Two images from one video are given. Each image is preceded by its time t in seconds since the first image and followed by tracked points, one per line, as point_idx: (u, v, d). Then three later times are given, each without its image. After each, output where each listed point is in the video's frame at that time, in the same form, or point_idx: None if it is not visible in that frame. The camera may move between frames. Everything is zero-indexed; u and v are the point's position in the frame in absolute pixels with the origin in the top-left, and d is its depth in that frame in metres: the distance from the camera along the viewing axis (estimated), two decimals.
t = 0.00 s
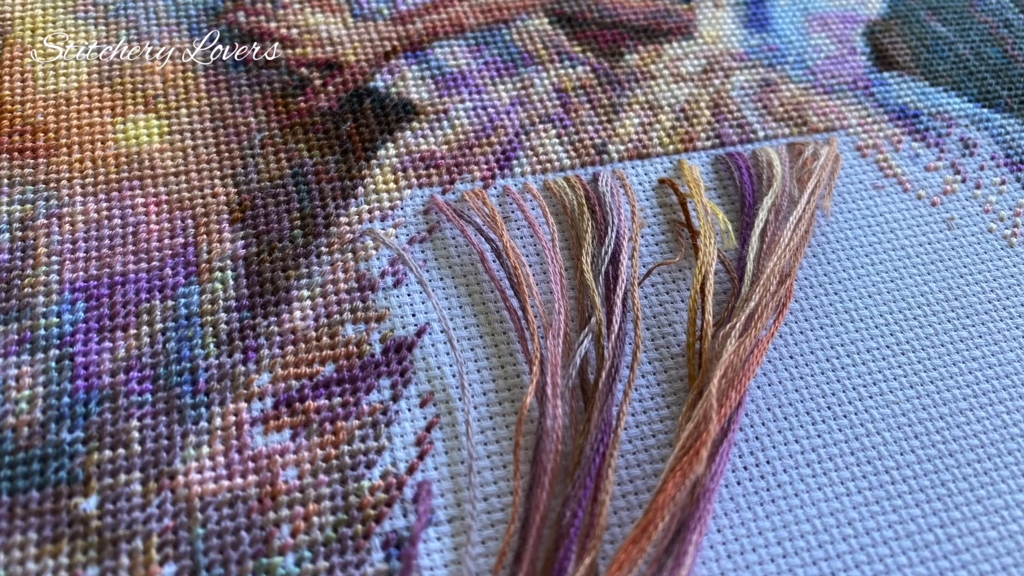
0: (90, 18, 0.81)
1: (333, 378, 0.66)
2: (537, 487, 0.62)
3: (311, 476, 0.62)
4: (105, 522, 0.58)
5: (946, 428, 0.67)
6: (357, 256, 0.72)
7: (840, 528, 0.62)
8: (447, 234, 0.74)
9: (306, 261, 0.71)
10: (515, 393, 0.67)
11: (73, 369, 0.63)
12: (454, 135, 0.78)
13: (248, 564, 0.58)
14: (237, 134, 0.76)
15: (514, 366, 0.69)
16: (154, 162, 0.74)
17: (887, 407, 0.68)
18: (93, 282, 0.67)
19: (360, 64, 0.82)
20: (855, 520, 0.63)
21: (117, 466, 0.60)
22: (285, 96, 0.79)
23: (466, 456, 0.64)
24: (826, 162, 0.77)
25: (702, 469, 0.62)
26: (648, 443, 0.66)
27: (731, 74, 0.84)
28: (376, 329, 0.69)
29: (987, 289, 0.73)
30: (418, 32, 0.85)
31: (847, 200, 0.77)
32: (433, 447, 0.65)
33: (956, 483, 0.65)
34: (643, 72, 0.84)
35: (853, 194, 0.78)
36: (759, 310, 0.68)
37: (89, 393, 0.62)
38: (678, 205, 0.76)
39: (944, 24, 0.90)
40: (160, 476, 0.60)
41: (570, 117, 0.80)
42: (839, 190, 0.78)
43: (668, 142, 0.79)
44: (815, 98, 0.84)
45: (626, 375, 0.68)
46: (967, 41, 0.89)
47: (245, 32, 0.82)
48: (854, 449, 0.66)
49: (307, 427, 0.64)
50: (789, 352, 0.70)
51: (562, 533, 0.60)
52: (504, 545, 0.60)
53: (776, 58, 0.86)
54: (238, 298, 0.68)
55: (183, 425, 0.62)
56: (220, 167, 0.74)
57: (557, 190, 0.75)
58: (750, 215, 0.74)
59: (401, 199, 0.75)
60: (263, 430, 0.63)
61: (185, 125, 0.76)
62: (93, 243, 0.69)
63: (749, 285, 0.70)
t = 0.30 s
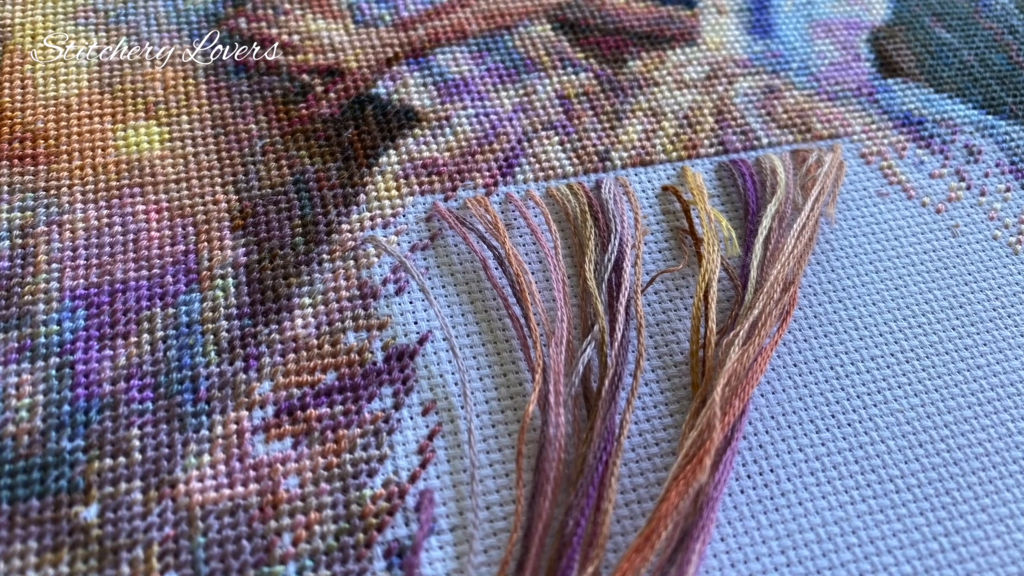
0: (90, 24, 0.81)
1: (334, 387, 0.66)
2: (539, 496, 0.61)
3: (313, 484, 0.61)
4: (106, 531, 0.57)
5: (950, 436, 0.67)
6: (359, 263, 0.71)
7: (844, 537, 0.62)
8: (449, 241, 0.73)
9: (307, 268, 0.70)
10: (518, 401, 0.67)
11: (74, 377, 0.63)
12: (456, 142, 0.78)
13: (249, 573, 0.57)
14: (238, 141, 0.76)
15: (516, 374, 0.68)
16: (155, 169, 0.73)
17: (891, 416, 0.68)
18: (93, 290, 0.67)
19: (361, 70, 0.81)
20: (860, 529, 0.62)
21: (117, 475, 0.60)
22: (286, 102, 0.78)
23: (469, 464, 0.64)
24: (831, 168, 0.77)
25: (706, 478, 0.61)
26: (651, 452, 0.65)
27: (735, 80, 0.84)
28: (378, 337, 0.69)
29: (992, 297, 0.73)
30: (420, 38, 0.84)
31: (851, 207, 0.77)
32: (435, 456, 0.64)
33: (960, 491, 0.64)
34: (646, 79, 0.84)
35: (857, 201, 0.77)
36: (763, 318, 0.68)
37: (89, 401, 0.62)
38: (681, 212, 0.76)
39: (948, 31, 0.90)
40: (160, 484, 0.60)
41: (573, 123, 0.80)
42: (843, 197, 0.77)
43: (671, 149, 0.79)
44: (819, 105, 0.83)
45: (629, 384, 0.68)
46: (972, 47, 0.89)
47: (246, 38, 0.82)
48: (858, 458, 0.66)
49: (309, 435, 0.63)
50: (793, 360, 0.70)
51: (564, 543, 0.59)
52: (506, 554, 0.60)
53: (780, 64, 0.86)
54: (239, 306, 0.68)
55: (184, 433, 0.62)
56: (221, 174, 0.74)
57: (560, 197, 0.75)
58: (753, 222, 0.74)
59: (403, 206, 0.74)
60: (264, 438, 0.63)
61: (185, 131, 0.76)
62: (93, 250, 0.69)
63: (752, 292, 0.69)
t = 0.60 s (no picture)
0: (91, 31, 0.81)
1: (336, 396, 0.65)
2: (542, 506, 0.61)
3: (315, 494, 0.61)
4: (106, 541, 0.57)
5: (956, 445, 0.66)
6: (361, 272, 0.71)
7: (849, 547, 0.62)
8: (452, 249, 0.73)
9: (309, 277, 0.70)
10: (520, 411, 0.67)
11: (74, 386, 0.62)
12: (458, 150, 0.77)
13: None
14: (240, 149, 0.75)
15: (519, 383, 0.68)
16: (156, 177, 0.73)
17: (896, 425, 0.67)
18: (94, 298, 0.67)
19: (364, 78, 0.81)
20: (865, 539, 0.62)
21: (118, 485, 0.59)
22: (288, 110, 0.78)
23: (471, 474, 0.64)
24: (835, 177, 0.76)
25: (710, 487, 0.61)
26: (654, 461, 0.65)
27: (739, 88, 0.84)
28: (380, 346, 0.68)
29: (997, 305, 0.73)
30: (423, 45, 0.84)
31: (856, 216, 0.77)
32: (437, 465, 0.64)
33: (965, 501, 0.64)
34: (649, 86, 0.83)
35: (862, 209, 0.77)
36: (767, 327, 0.67)
37: (90, 410, 0.62)
38: (685, 220, 0.75)
39: (953, 38, 0.90)
40: (161, 494, 0.59)
41: (576, 131, 0.79)
42: (848, 205, 0.77)
43: (675, 156, 0.79)
44: (824, 112, 0.83)
45: (632, 393, 0.67)
46: (977, 55, 0.89)
47: (247, 46, 0.82)
48: (863, 467, 0.65)
49: (310, 444, 0.63)
50: (798, 368, 0.69)
51: (567, 553, 0.59)
52: (509, 564, 0.59)
53: (784, 71, 0.85)
54: (241, 315, 0.67)
55: (185, 442, 0.62)
56: (223, 182, 0.73)
57: (563, 205, 0.74)
58: (757, 231, 0.73)
59: (406, 214, 0.74)
60: (265, 448, 0.62)
61: (186, 139, 0.75)
62: (94, 258, 0.68)
63: (757, 301, 0.69)
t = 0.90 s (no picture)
0: (91, 38, 0.80)
1: (338, 405, 0.65)
2: (545, 516, 0.61)
3: (316, 504, 0.61)
4: (107, 551, 0.57)
5: (961, 455, 0.66)
6: (363, 281, 0.70)
7: (853, 557, 0.61)
8: (454, 258, 0.73)
9: (311, 286, 0.69)
10: (523, 420, 0.66)
11: (74, 396, 0.62)
12: (461, 158, 0.77)
13: None
14: (241, 157, 0.75)
15: (522, 393, 0.67)
16: (157, 185, 0.72)
17: (901, 435, 0.67)
18: (94, 307, 0.66)
19: (366, 85, 0.80)
20: (869, 549, 0.62)
21: (119, 494, 0.59)
22: (290, 118, 0.77)
23: (474, 484, 0.63)
24: (840, 185, 0.76)
25: (714, 497, 0.60)
26: (658, 471, 0.65)
27: (743, 95, 0.83)
28: (382, 355, 0.68)
29: (1003, 315, 0.72)
30: (425, 53, 0.83)
31: (861, 224, 0.76)
32: (440, 475, 0.63)
33: (971, 511, 0.64)
34: (653, 94, 0.83)
35: (867, 218, 0.77)
36: (771, 336, 0.67)
37: (90, 420, 0.61)
38: (689, 229, 0.75)
39: (959, 45, 0.89)
40: (162, 504, 0.59)
41: (579, 139, 0.79)
42: (852, 213, 0.77)
43: (679, 165, 0.78)
44: (828, 120, 0.82)
45: (636, 403, 0.67)
46: (983, 62, 0.88)
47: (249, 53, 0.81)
48: (867, 477, 0.65)
49: (312, 454, 0.63)
50: (802, 378, 0.69)
51: (570, 563, 0.59)
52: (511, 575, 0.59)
53: (789, 79, 0.85)
54: (242, 323, 0.67)
55: (186, 452, 0.61)
56: (224, 190, 0.73)
57: (566, 213, 0.74)
58: (761, 239, 0.73)
59: (408, 222, 0.73)
60: (267, 457, 0.62)
61: (187, 147, 0.75)
62: (94, 267, 0.68)
63: (761, 310, 0.69)
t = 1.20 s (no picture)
0: (92, 46, 0.80)
1: (340, 415, 0.65)
2: (548, 526, 0.60)
3: (318, 514, 0.60)
4: (107, 562, 0.56)
5: (966, 465, 0.66)
6: (365, 290, 0.70)
7: (859, 567, 0.61)
8: (457, 266, 0.72)
9: (312, 295, 0.69)
10: (526, 430, 0.66)
11: (75, 405, 0.62)
12: (464, 166, 0.77)
13: None
14: (242, 165, 0.74)
15: (525, 403, 0.67)
16: (158, 194, 0.72)
17: (906, 444, 0.66)
18: (95, 316, 0.66)
19: (368, 93, 0.80)
20: (875, 559, 0.61)
21: (120, 504, 0.58)
22: (291, 126, 0.77)
23: (477, 494, 0.63)
24: (845, 193, 0.75)
25: (718, 507, 0.60)
26: (662, 481, 0.64)
27: (747, 103, 0.83)
28: (384, 364, 0.67)
29: (1009, 324, 0.72)
30: (427, 60, 0.83)
31: (865, 233, 0.76)
32: (442, 485, 0.63)
33: (976, 521, 0.63)
34: (656, 102, 0.82)
35: (872, 226, 0.76)
36: (776, 345, 0.67)
37: (91, 430, 0.61)
38: (693, 237, 0.74)
39: (964, 53, 0.89)
40: (163, 514, 0.58)
41: (582, 147, 0.79)
42: (857, 222, 0.76)
43: (682, 173, 0.78)
44: (833, 128, 0.82)
45: (639, 412, 0.66)
46: (988, 70, 0.88)
47: (250, 61, 0.81)
48: (872, 487, 0.64)
49: (314, 464, 0.62)
50: (807, 387, 0.69)
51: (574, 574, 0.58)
52: None
53: (793, 87, 0.85)
54: (243, 332, 0.67)
55: (187, 462, 0.61)
56: (225, 199, 0.72)
57: (569, 222, 0.74)
58: (766, 247, 0.73)
59: (410, 231, 0.73)
60: (268, 467, 0.62)
61: (189, 156, 0.74)
62: (95, 276, 0.67)
63: (765, 318, 0.68)
